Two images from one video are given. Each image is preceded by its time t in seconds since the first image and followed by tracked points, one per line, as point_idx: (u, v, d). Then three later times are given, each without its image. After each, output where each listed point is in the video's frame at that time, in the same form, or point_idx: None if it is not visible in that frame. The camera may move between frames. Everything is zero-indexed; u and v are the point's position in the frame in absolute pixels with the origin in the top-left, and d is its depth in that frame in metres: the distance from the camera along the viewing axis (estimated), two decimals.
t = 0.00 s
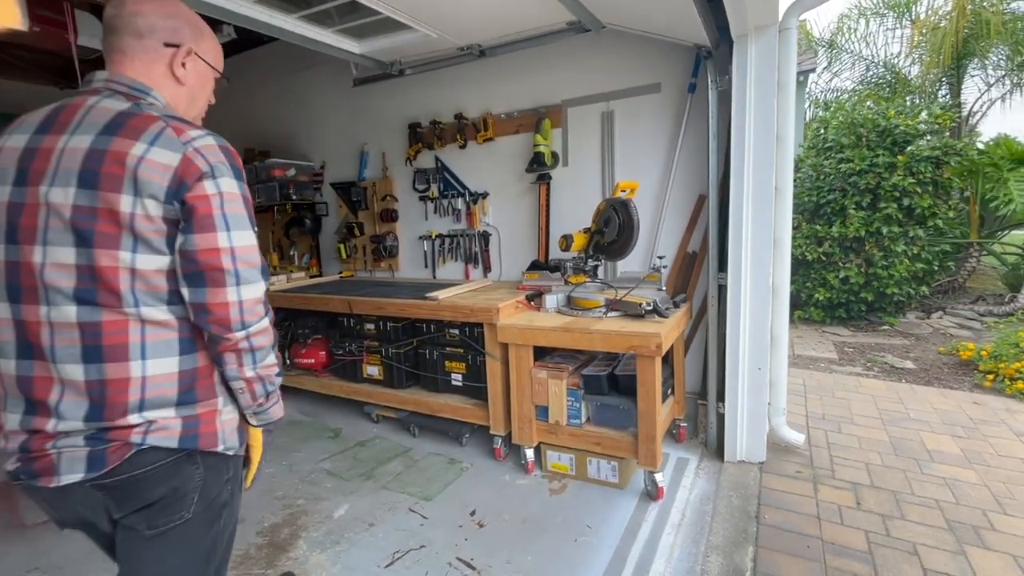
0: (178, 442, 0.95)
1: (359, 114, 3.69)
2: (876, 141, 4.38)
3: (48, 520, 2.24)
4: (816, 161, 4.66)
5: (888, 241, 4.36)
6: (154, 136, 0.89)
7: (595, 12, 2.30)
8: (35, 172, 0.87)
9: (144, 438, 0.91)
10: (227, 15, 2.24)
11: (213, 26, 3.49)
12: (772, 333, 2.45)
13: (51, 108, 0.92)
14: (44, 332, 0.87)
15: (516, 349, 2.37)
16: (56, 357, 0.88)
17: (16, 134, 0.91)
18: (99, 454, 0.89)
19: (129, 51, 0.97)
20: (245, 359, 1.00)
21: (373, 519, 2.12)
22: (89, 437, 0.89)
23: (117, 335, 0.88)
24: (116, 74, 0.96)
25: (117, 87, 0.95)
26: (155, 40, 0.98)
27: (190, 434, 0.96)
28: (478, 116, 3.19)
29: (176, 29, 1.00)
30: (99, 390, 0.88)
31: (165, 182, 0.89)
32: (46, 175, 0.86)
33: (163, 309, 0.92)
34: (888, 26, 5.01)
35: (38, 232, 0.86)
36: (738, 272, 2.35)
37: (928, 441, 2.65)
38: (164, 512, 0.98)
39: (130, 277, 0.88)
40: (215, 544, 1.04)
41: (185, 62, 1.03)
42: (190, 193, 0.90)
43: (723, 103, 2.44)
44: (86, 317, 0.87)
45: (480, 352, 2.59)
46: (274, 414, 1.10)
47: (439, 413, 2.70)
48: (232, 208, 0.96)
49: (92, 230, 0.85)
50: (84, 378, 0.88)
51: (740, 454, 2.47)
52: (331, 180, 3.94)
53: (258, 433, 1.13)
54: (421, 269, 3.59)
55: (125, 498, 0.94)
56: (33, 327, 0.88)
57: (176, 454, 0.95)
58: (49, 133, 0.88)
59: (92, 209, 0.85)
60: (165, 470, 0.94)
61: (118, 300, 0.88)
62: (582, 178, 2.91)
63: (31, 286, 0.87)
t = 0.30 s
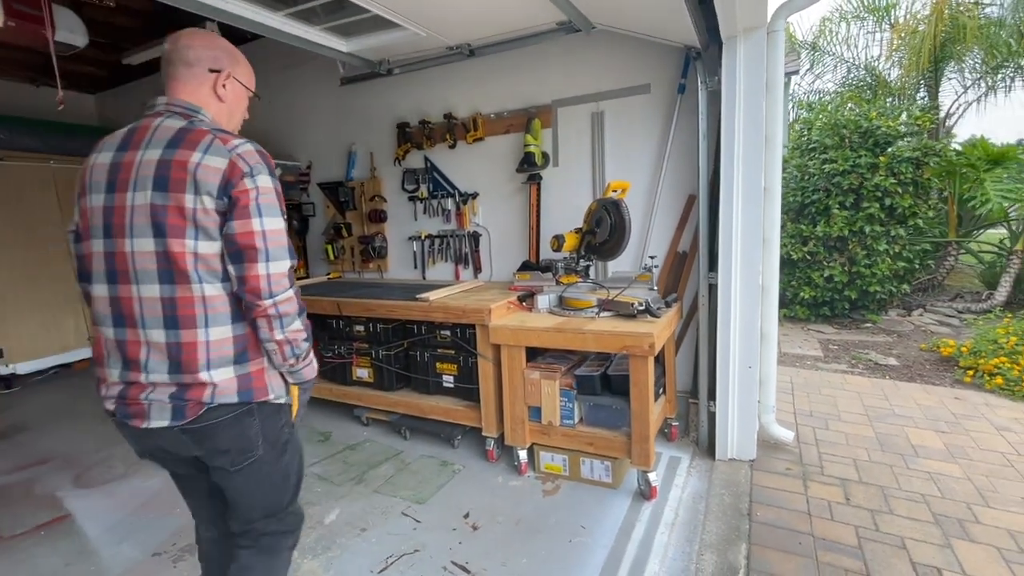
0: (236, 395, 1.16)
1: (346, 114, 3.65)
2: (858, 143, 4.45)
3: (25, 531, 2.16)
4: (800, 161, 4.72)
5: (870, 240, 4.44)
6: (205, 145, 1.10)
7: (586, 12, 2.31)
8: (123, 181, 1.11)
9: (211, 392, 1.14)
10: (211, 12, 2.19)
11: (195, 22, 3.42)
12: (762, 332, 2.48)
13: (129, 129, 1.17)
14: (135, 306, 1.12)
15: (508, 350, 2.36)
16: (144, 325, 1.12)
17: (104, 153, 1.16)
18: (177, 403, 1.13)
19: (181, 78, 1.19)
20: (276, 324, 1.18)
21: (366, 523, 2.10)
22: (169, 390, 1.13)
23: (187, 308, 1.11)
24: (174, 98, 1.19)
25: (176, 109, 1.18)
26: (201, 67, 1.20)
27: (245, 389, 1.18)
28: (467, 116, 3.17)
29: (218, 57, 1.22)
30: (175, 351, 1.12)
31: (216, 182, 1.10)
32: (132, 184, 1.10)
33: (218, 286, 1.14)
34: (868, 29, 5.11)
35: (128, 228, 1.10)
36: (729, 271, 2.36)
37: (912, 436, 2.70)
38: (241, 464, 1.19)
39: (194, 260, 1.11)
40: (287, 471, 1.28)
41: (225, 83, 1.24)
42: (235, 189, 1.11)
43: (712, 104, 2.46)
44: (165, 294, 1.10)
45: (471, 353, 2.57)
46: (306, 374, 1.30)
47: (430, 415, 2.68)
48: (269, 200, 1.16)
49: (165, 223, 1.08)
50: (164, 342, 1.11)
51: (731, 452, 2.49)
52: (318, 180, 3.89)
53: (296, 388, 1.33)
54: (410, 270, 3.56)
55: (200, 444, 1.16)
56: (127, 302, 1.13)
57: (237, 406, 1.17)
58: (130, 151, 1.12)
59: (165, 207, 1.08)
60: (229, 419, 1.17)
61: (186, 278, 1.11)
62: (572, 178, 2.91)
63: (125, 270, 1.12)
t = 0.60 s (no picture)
0: (260, 369, 1.38)
1: (331, 114, 3.60)
2: (842, 144, 4.49)
3: None
4: (786, 162, 4.75)
5: (855, 240, 4.49)
6: (232, 152, 1.33)
7: (575, 11, 2.29)
8: (167, 185, 1.35)
9: (241, 366, 1.37)
10: (192, 8, 2.13)
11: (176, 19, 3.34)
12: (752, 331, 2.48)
13: (174, 141, 1.41)
14: (176, 289, 1.36)
15: (499, 352, 2.33)
16: (183, 306, 1.36)
17: (154, 161, 1.41)
18: (212, 373, 1.36)
19: (223, 95, 1.43)
20: (288, 310, 1.38)
21: (354, 531, 2.05)
22: (206, 361, 1.37)
23: (220, 291, 1.34)
24: (215, 114, 1.43)
25: (214, 122, 1.43)
26: (239, 87, 1.44)
27: (269, 363, 1.41)
28: (456, 116, 3.14)
29: (255, 79, 1.46)
30: (209, 328, 1.35)
31: (240, 182, 1.32)
32: (175, 187, 1.34)
33: (243, 272, 1.36)
34: (851, 32, 5.19)
35: (171, 225, 1.34)
36: (719, 272, 2.36)
37: (899, 434, 2.72)
38: (281, 430, 1.44)
39: (222, 250, 1.33)
40: (323, 428, 1.54)
41: (258, 101, 1.48)
42: (255, 188, 1.32)
43: (701, 104, 2.45)
44: (201, 279, 1.34)
45: (461, 355, 2.54)
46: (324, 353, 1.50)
47: (420, 419, 2.64)
48: (286, 198, 1.37)
49: (200, 219, 1.32)
50: (200, 321, 1.35)
51: (722, 452, 2.48)
52: (303, 181, 3.83)
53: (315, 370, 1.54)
54: (399, 272, 3.52)
55: (236, 413, 1.39)
56: (170, 287, 1.37)
57: (264, 379, 1.40)
58: (173, 159, 1.36)
59: (200, 205, 1.32)
60: (257, 390, 1.39)
61: (217, 265, 1.34)
62: (562, 179, 2.89)
63: (168, 259, 1.35)
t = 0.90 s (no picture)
0: (284, 366, 1.49)
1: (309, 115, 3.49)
2: (826, 147, 4.50)
3: None
4: (770, 165, 4.74)
5: (839, 242, 4.49)
6: (264, 173, 1.41)
7: (556, 10, 2.22)
8: (203, 199, 1.43)
9: (268, 362, 1.47)
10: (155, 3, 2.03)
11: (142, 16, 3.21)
12: (738, 336, 2.44)
13: (209, 158, 1.49)
14: (209, 294, 1.45)
15: (481, 361, 2.26)
16: (215, 308, 1.45)
17: (190, 176, 1.49)
18: (240, 370, 1.46)
19: (256, 118, 1.52)
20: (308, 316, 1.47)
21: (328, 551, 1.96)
22: (235, 359, 1.46)
23: (250, 295, 1.44)
24: (248, 135, 1.52)
25: (247, 143, 1.51)
26: (273, 111, 1.53)
27: (292, 360, 1.51)
28: (437, 117, 3.07)
29: (287, 104, 1.55)
30: (240, 328, 1.45)
31: (271, 200, 1.41)
32: (210, 202, 1.42)
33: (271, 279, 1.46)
34: (832, 37, 5.23)
35: (206, 236, 1.43)
36: (705, 277, 2.31)
37: (886, 439, 2.70)
38: (298, 422, 1.54)
39: (253, 260, 1.42)
40: (329, 420, 1.66)
41: (288, 125, 1.56)
42: (285, 206, 1.41)
43: (685, 106, 2.40)
44: (233, 285, 1.43)
45: (442, 364, 2.46)
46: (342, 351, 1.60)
47: (400, 430, 2.55)
48: (312, 214, 1.47)
49: (233, 232, 1.41)
50: (232, 322, 1.45)
51: (710, 461, 2.43)
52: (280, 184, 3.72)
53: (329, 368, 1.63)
54: (379, 277, 3.43)
55: (260, 404, 1.48)
56: (203, 291, 1.46)
57: (288, 375, 1.50)
58: (209, 175, 1.45)
59: (233, 220, 1.41)
60: (281, 384, 1.49)
61: (248, 273, 1.43)
62: (545, 181, 2.83)
63: (202, 267, 1.44)
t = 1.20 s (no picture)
0: (283, 354, 1.55)
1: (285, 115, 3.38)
2: (812, 150, 4.49)
3: None
4: (756, 168, 4.70)
5: (825, 245, 4.48)
6: (276, 171, 1.50)
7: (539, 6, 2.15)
8: (219, 194, 1.54)
9: (266, 349, 1.54)
10: None
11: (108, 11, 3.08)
12: (727, 342, 2.38)
13: (228, 157, 1.61)
14: (220, 282, 1.55)
15: (462, 371, 2.16)
16: (225, 296, 1.55)
17: (209, 174, 1.60)
18: (244, 353, 1.55)
19: (272, 122, 1.64)
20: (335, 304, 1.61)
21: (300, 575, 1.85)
22: (240, 343, 1.56)
23: (255, 285, 1.53)
24: (263, 137, 1.63)
25: (264, 144, 1.62)
26: (287, 116, 1.65)
27: (291, 349, 1.57)
28: (418, 118, 2.98)
29: (301, 110, 1.66)
30: (245, 315, 1.54)
31: (281, 197, 1.50)
32: (226, 197, 1.53)
33: (278, 270, 1.55)
34: (814, 41, 5.17)
35: (220, 227, 1.53)
36: (693, 282, 2.25)
37: (877, 445, 2.66)
38: (288, 416, 1.58)
39: (262, 251, 1.52)
40: (326, 421, 1.64)
41: (300, 129, 1.68)
42: (295, 203, 1.51)
43: (672, 107, 2.34)
44: (241, 274, 1.52)
45: (422, 374, 2.36)
46: (362, 333, 1.76)
47: (379, 443, 2.44)
48: (321, 212, 1.56)
49: (244, 224, 1.50)
50: (238, 309, 1.54)
51: (700, 471, 2.36)
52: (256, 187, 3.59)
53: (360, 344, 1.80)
54: (359, 283, 3.32)
55: (259, 389, 1.57)
56: (215, 280, 1.56)
57: (285, 363, 1.56)
58: (225, 173, 1.55)
59: (245, 214, 1.50)
60: (280, 371, 1.56)
61: (255, 263, 1.52)
62: (530, 183, 2.75)
63: (215, 257, 1.54)
